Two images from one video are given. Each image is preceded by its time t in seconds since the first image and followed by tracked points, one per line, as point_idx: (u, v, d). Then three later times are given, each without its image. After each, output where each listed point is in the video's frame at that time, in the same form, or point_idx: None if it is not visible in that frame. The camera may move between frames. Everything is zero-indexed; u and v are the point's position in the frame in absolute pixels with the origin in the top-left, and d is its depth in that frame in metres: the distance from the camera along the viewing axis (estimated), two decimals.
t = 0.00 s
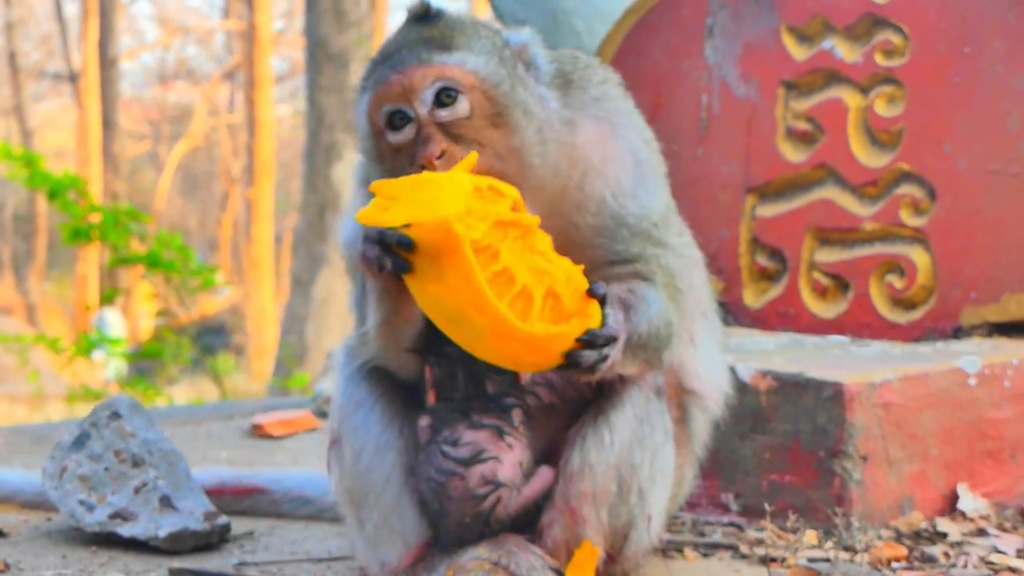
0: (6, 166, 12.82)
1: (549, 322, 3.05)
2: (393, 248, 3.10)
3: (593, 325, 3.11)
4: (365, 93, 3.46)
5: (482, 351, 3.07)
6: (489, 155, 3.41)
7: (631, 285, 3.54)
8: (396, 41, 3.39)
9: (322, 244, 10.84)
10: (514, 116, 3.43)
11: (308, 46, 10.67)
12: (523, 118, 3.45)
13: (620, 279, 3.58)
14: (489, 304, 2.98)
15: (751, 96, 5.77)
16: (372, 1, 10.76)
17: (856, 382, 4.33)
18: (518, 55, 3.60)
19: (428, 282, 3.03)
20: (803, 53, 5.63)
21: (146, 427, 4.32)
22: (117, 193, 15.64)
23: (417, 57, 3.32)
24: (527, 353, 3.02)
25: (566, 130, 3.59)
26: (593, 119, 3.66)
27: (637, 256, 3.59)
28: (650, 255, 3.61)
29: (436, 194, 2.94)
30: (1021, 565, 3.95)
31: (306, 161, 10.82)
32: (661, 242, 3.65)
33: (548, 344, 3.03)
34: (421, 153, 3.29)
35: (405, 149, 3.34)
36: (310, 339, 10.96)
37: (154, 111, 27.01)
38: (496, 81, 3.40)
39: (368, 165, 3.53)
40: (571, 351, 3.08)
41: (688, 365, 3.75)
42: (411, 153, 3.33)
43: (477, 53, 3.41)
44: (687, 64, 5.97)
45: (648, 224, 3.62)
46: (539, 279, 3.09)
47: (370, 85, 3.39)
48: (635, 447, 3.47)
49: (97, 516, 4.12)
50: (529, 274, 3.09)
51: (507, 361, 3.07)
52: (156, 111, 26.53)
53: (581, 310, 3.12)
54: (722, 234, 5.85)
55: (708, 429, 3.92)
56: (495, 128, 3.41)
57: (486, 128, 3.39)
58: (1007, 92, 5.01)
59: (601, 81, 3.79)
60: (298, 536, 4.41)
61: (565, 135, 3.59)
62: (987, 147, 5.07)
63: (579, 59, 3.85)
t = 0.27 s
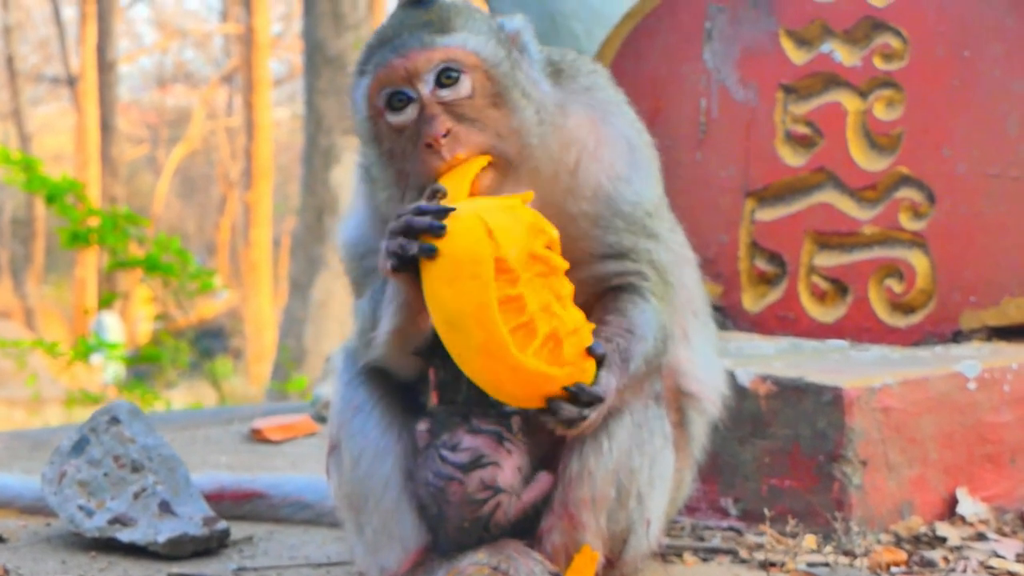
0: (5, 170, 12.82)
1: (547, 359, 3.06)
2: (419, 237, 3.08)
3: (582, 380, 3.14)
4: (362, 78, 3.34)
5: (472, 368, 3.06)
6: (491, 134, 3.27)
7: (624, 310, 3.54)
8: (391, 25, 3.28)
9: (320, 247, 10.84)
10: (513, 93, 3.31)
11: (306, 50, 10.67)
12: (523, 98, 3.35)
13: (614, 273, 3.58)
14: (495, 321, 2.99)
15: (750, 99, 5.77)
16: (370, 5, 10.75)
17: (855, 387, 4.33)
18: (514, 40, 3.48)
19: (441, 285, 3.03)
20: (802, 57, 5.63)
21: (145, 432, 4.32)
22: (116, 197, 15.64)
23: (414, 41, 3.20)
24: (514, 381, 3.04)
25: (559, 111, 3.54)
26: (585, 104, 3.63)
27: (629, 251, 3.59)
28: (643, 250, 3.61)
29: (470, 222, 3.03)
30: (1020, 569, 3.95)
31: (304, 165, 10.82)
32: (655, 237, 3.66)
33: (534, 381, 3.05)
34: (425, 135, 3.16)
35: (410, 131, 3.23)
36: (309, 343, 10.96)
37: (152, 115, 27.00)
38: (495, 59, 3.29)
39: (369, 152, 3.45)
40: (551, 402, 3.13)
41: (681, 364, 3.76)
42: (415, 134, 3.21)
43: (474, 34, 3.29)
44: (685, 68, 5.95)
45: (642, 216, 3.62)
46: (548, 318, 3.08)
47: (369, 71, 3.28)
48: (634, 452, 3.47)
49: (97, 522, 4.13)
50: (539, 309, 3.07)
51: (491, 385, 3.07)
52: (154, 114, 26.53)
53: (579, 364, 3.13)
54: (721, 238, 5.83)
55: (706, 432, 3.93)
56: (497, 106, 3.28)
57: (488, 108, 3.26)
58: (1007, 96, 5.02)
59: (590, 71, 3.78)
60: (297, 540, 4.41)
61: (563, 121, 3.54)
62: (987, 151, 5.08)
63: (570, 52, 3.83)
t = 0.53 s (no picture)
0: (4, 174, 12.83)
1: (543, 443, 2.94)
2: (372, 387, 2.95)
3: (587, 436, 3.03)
4: (377, 52, 3.24)
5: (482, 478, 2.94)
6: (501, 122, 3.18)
7: (623, 324, 3.50)
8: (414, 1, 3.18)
9: (320, 252, 10.83)
10: (527, 86, 3.23)
11: (306, 55, 10.67)
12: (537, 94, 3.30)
13: (614, 278, 3.54)
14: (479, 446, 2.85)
15: (751, 105, 5.76)
16: (370, 10, 10.77)
17: (857, 392, 4.32)
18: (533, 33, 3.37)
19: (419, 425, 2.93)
20: (803, 63, 5.64)
21: (147, 437, 4.32)
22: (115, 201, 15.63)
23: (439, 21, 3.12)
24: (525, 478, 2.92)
25: (573, 107, 3.52)
26: (598, 103, 3.61)
27: (633, 254, 3.54)
28: (648, 253, 3.56)
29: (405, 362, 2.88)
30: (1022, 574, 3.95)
31: (304, 170, 10.82)
32: (658, 238, 3.61)
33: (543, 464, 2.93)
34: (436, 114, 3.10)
35: (420, 112, 3.15)
36: (308, 348, 10.95)
37: (151, 119, 27.00)
38: (515, 46, 3.22)
39: (380, 130, 3.35)
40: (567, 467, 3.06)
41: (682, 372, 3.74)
42: (425, 120, 3.14)
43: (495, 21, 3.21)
44: (687, 73, 5.95)
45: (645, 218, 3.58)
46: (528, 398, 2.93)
47: (385, 47, 3.19)
48: (636, 458, 3.48)
49: (98, 526, 4.13)
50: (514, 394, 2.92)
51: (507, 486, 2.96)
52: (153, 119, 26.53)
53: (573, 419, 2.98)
54: (722, 243, 5.83)
55: (708, 438, 3.93)
56: (510, 95, 3.19)
57: (501, 96, 3.17)
58: (1008, 103, 5.06)
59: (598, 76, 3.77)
60: (298, 545, 4.41)
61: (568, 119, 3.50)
62: (988, 158, 5.10)
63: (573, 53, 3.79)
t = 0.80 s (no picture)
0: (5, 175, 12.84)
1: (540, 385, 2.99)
2: (366, 337, 3.01)
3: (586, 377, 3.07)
4: (387, 105, 3.27)
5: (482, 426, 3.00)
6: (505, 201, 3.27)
7: (622, 309, 3.51)
8: (429, 63, 3.19)
9: (320, 255, 10.83)
10: (533, 159, 3.30)
11: (307, 58, 10.67)
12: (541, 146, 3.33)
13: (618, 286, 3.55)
14: (476, 386, 2.92)
15: (752, 109, 5.77)
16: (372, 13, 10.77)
17: (856, 397, 4.32)
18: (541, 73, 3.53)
19: (415, 375, 2.97)
20: (804, 67, 5.63)
21: (145, 438, 4.33)
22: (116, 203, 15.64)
23: (452, 100, 3.14)
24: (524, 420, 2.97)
25: (577, 139, 3.53)
26: (602, 128, 3.62)
27: (637, 264, 3.56)
28: (650, 263, 3.59)
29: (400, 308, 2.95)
30: None
31: (304, 173, 10.83)
32: (659, 251, 3.63)
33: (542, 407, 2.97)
34: (445, 195, 3.16)
35: (428, 178, 3.22)
36: (308, 350, 10.95)
37: (153, 121, 27.02)
38: (523, 120, 3.26)
39: (384, 173, 3.40)
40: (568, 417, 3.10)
41: (682, 376, 3.75)
42: (434, 191, 3.21)
43: (507, 91, 3.24)
44: (688, 77, 5.97)
45: (648, 232, 3.60)
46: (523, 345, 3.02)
47: (398, 111, 3.21)
48: (633, 460, 3.48)
49: (96, 527, 4.13)
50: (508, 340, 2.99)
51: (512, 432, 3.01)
52: (155, 120, 26.55)
53: (570, 365, 3.05)
54: (723, 248, 5.86)
55: (706, 442, 3.93)
56: (516, 173, 3.27)
57: (508, 173, 3.26)
58: (1008, 107, 5.03)
59: (604, 93, 3.79)
60: (296, 547, 4.41)
61: (576, 142, 3.52)
62: (989, 162, 5.08)
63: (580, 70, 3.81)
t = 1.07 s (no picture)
0: (7, 177, 12.84)
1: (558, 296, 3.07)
2: (390, 245, 3.17)
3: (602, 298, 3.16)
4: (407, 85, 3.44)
5: (497, 338, 3.07)
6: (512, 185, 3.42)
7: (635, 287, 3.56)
8: (456, 50, 3.39)
9: (322, 258, 10.83)
10: (547, 152, 3.43)
11: (309, 61, 10.67)
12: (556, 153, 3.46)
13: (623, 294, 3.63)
14: (495, 280, 3.02)
15: (753, 113, 5.78)
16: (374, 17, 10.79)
17: (858, 400, 4.32)
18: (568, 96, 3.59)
19: (434, 277, 3.08)
20: (806, 71, 5.64)
21: (147, 439, 4.33)
22: (118, 206, 15.64)
23: (473, 74, 3.31)
24: (540, 329, 3.03)
25: (596, 159, 3.59)
26: (622, 150, 3.65)
27: (645, 278, 3.60)
28: (661, 278, 3.62)
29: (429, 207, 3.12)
30: None
31: (306, 176, 10.83)
32: (671, 267, 3.65)
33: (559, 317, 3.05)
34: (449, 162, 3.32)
35: (434, 151, 3.37)
36: (310, 354, 10.96)
37: (155, 125, 27.03)
38: (541, 115, 3.40)
39: (396, 160, 3.53)
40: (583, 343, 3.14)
41: (692, 386, 3.72)
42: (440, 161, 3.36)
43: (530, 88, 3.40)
44: (690, 81, 5.94)
45: (659, 249, 3.63)
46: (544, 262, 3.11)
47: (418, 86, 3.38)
48: (637, 463, 3.48)
49: (98, 528, 4.14)
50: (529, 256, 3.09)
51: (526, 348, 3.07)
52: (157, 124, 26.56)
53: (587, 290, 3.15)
54: (724, 251, 5.84)
55: (709, 448, 3.92)
56: (527, 161, 3.42)
57: (519, 158, 3.40)
58: (1010, 111, 5.05)
59: (628, 108, 3.80)
60: (298, 549, 4.41)
61: (595, 161, 3.58)
62: (991, 166, 5.09)
63: (606, 85, 3.81)
